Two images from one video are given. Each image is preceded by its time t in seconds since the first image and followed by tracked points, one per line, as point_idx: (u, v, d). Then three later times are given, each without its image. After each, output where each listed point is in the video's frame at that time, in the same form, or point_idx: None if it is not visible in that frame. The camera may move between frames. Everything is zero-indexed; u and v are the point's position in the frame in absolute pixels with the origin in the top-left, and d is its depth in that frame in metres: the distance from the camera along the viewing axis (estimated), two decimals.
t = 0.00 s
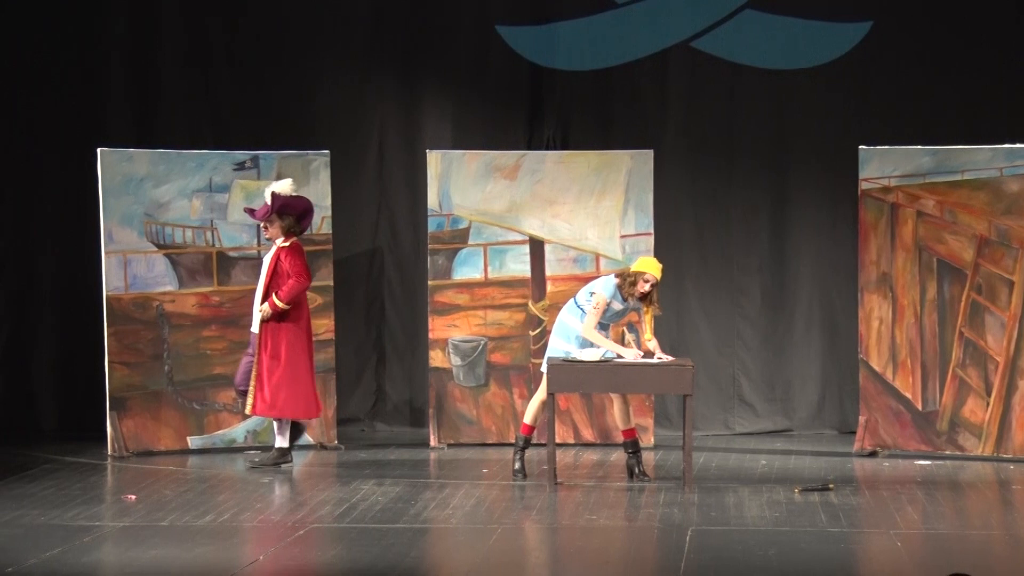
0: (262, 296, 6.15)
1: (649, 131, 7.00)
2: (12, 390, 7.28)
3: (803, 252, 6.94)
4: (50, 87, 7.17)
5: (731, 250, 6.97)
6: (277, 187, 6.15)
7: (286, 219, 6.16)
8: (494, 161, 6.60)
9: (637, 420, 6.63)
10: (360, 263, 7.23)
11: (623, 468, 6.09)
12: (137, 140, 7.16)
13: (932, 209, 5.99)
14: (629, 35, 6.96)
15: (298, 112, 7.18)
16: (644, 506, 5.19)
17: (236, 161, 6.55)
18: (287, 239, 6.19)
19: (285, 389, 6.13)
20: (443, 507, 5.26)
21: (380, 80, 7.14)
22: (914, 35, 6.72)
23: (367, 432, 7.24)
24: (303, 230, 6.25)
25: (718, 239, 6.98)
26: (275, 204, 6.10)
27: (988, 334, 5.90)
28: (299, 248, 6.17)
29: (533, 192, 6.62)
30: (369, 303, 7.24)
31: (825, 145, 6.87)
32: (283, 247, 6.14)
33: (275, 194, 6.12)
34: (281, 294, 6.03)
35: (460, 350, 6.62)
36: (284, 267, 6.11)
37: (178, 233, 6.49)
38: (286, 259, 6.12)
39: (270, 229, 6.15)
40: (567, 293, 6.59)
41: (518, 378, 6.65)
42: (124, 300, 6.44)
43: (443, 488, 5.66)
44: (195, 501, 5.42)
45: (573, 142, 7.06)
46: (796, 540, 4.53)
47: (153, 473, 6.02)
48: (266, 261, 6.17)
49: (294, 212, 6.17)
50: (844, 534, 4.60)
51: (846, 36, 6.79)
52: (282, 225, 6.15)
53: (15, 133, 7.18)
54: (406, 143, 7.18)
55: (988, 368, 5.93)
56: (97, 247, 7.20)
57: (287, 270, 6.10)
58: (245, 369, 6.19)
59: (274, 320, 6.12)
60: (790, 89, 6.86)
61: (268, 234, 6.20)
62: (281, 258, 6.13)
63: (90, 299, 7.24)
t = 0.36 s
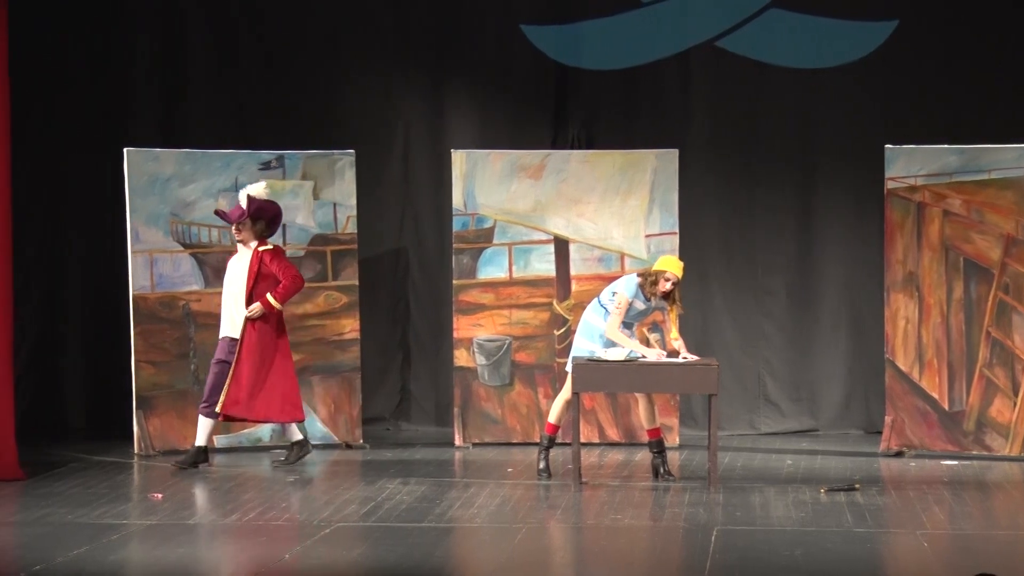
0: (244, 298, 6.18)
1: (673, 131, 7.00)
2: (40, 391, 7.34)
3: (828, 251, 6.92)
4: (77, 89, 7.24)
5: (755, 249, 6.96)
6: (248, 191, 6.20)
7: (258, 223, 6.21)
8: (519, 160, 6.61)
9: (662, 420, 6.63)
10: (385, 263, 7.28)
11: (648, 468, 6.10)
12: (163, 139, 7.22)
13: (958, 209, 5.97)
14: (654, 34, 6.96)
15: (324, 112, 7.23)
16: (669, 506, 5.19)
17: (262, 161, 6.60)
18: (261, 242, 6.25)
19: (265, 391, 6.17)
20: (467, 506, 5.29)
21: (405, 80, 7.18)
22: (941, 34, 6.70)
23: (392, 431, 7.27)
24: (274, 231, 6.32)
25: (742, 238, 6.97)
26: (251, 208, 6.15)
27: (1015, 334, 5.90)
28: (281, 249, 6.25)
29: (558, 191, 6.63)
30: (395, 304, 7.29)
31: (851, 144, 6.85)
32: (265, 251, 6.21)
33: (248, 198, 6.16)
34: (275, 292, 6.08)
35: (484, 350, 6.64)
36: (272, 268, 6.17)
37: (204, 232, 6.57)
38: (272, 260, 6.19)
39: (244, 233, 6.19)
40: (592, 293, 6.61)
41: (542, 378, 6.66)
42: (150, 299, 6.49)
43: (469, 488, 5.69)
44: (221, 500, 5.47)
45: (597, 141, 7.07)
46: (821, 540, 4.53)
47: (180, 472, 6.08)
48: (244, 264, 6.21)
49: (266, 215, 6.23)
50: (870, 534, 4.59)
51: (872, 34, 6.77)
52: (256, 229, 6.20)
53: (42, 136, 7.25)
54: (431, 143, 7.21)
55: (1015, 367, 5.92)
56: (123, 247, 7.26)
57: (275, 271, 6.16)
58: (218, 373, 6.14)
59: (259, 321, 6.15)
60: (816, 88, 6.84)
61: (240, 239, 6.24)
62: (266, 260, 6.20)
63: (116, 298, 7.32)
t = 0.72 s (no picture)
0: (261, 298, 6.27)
1: (703, 130, 6.99)
2: (70, 391, 7.40)
3: (859, 250, 6.89)
4: (109, 91, 7.30)
5: (785, 249, 6.95)
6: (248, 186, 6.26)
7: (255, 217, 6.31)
8: (548, 160, 6.64)
9: (692, 420, 6.64)
10: (415, 262, 7.32)
11: (678, 467, 6.11)
12: (194, 140, 7.29)
13: (991, 208, 5.94)
14: (684, 32, 6.96)
15: (354, 112, 7.28)
16: (699, 505, 5.20)
17: (292, 161, 6.65)
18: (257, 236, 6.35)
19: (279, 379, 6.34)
20: (497, 505, 5.32)
21: (435, 80, 7.22)
22: (974, 32, 6.68)
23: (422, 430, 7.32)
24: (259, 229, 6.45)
25: (771, 237, 6.96)
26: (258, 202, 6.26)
27: None
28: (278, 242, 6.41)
29: (587, 190, 6.65)
30: (425, 302, 7.33)
31: (881, 143, 6.84)
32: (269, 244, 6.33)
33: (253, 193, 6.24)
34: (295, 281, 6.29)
35: (514, 349, 6.67)
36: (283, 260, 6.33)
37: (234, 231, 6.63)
38: (279, 253, 6.34)
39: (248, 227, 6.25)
40: (623, 292, 6.62)
41: (572, 377, 6.68)
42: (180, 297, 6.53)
43: (499, 486, 5.73)
44: (252, 499, 5.53)
45: (627, 140, 7.08)
46: (851, 540, 4.53)
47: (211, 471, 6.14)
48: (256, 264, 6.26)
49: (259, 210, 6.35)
50: (901, 534, 4.58)
51: (903, 32, 6.74)
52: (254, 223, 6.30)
53: (76, 137, 7.32)
54: (461, 143, 7.25)
55: None
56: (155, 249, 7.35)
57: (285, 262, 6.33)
58: (245, 373, 6.20)
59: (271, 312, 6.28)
60: (846, 87, 6.82)
61: (239, 233, 6.26)
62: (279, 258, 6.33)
63: (148, 300, 7.42)
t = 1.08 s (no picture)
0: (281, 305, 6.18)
1: (720, 130, 7.00)
2: (89, 387, 7.47)
3: (876, 250, 6.88)
4: (129, 91, 7.36)
5: (802, 249, 6.95)
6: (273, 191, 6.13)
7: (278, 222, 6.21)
8: (566, 159, 6.65)
9: (709, 420, 6.64)
10: (432, 261, 7.35)
11: (695, 467, 6.12)
12: (213, 140, 7.32)
13: (1009, 207, 5.94)
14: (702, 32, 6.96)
15: (372, 112, 7.32)
16: (716, 505, 5.21)
17: (310, 160, 6.68)
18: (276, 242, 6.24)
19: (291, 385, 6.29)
20: (514, 505, 5.34)
21: (452, 80, 7.25)
22: (992, 32, 6.66)
23: (439, 429, 7.34)
24: (277, 235, 6.33)
25: (788, 237, 6.96)
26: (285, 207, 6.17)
27: None
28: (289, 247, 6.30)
29: (605, 190, 6.66)
30: (442, 302, 7.36)
31: (899, 143, 6.83)
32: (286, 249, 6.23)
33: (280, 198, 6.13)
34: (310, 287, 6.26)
35: (531, 348, 6.69)
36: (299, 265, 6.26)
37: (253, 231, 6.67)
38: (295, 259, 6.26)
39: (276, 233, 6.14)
40: (640, 292, 6.63)
41: (589, 377, 6.70)
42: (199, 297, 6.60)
43: (515, 486, 5.74)
44: (270, 498, 5.57)
45: (644, 140, 7.09)
46: (869, 540, 4.53)
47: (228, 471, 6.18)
48: (279, 272, 6.16)
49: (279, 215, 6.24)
50: (919, 534, 4.58)
51: (922, 31, 6.73)
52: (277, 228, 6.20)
53: (94, 136, 7.38)
54: (477, 143, 7.27)
55: None
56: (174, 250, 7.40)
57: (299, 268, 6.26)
58: (267, 383, 6.09)
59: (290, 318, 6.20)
60: (864, 87, 6.82)
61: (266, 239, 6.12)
62: (299, 266, 6.25)
63: (166, 301, 7.49)
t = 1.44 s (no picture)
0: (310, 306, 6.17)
1: (725, 130, 7.00)
2: (94, 385, 7.51)
3: (881, 251, 6.88)
4: (134, 91, 7.38)
5: (807, 249, 6.94)
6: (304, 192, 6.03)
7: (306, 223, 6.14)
8: (571, 159, 6.66)
9: (714, 420, 6.64)
10: (437, 261, 7.36)
11: (700, 467, 6.12)
12: (219, 141, 7.34)
13: (1014, 207, 5.94)
14: (707, 32, 6.97)
15: (378, 112, 7.33)
16: (721, 505, 5.21)
17: (315, 160, 6.70)
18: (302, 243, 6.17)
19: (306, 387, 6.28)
20: (519, 505, 5.34)
21: (457, 80, 7.26)
22: (998, 31, 6.66)
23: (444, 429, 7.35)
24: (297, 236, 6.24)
25: (793, 237, 6.96)
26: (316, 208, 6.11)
27: None
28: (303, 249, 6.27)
29: (610, 190, 6.66)
30: (447, 302, 7.37)
31: (904, 143, 6.82)
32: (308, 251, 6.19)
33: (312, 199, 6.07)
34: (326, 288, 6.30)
35: (537, 348, 6.70)
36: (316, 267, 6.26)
37: (258, 231, 6.68)
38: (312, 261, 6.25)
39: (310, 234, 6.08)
40: (645, 292, 6.64)
41: (594, 377, 6.70)
42: (204, 297, 6.63)
43: (520, 486, 5.75)
44: (274, 498, 5.58)
45: (649, 140, 7.10)
46: (874, 540, 4.54)
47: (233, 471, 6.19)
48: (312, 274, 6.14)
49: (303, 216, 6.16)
50: (923, 534, 4.58)
51: (927, 31, 6.73)
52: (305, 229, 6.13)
53: (99, 136, 7.43)
54: (483, 144, 7.28)
55: None
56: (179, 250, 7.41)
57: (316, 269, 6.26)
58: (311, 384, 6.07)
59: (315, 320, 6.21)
60: (869, 87, 6.82)
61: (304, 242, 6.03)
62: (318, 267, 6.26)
63: (171, 300, 7.48)
